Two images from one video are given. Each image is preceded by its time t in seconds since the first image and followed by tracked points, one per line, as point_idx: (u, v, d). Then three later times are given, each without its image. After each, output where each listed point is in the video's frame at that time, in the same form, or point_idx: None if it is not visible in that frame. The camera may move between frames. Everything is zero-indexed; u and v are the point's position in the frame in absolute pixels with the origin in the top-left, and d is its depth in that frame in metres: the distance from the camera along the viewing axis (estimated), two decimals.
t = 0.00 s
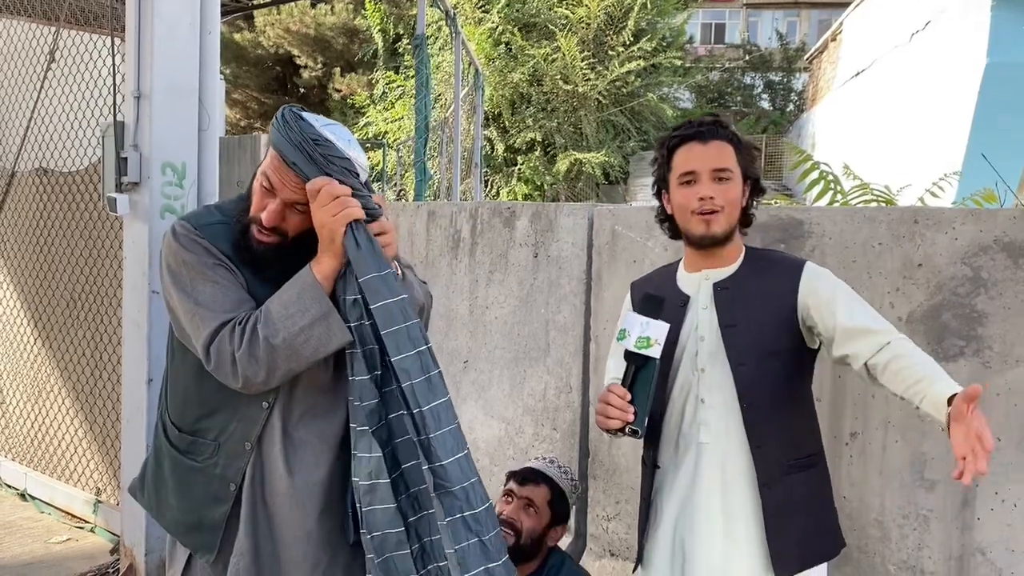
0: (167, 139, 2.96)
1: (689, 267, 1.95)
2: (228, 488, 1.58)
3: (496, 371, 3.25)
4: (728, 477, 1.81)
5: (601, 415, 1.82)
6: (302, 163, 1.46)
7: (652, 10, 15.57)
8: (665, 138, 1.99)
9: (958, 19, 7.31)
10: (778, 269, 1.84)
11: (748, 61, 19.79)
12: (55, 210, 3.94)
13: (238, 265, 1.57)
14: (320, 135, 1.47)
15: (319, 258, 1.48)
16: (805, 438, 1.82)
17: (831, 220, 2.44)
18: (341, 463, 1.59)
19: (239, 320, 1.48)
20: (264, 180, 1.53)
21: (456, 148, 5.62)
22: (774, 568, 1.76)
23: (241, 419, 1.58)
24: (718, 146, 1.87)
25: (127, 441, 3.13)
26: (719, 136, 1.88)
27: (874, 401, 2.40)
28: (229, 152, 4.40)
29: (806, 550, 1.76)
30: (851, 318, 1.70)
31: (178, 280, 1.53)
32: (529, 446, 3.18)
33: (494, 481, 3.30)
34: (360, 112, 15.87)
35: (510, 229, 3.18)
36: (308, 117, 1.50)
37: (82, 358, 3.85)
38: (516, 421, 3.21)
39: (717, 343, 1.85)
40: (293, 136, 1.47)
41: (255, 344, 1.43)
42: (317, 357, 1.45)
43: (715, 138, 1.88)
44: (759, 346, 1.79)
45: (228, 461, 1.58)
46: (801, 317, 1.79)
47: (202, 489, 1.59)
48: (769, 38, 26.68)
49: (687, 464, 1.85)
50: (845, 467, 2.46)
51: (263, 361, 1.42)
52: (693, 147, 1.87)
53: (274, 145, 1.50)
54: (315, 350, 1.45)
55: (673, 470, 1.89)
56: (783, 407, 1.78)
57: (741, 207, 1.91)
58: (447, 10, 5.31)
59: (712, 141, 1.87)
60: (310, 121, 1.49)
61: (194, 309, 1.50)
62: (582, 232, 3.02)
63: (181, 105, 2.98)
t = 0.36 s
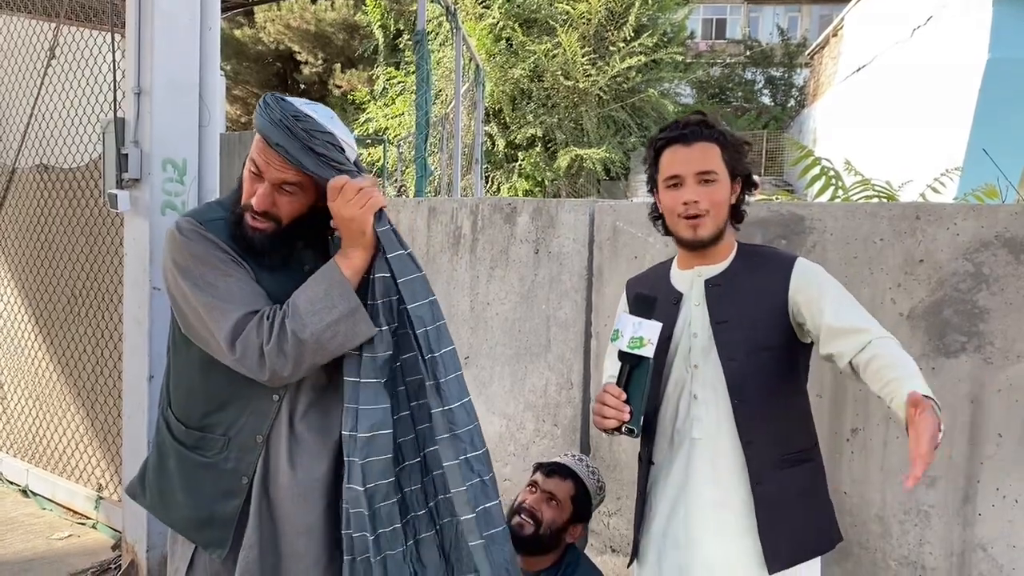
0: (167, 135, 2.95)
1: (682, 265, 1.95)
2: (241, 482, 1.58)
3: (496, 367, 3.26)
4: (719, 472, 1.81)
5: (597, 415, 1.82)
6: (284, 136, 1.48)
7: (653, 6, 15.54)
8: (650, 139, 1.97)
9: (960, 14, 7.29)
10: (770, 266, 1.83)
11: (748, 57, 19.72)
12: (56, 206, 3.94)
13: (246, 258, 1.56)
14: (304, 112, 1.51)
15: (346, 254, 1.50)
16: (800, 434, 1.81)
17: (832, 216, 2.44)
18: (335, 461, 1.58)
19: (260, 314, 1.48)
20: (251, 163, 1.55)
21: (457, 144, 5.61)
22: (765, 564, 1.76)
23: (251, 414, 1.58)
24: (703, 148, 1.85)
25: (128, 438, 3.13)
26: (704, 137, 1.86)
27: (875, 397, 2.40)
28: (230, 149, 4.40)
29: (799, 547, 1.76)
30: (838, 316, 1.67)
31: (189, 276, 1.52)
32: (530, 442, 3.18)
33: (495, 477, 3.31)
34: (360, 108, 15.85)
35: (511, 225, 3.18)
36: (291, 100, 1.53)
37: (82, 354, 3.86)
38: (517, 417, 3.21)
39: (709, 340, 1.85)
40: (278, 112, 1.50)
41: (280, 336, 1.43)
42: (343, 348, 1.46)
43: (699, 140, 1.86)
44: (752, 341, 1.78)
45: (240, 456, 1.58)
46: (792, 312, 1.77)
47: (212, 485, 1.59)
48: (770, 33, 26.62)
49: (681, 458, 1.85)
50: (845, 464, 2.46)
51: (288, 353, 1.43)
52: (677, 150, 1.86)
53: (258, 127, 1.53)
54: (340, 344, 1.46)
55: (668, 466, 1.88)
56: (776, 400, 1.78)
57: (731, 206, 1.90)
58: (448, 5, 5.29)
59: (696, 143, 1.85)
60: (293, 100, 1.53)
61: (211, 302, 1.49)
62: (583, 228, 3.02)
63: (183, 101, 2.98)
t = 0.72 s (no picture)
0: (167, 131, 2.95)
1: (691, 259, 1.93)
2: (248, 474, 1.57)
3: (497, 362, 3.28)
4: (727, 466, 1.80)
5: (601, 404, 1.82)
6: (253, 118, 1.48)
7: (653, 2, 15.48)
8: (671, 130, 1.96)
9: (961, 9, 7.25)
10: (778, 261, 1.83)
11: (750, 53, 19.62)
12: (56, 202, 3.94)
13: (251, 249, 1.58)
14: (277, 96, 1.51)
15: (376, 237, 1.55)
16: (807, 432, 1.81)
17: (834, 211, 2.44)
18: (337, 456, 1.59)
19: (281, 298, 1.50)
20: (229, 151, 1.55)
21: (457, 140, 5.57)
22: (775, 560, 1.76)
23: (258, 405, 1.57)
24: (716, 144, 1.82)
25: (130, 433, 3.13)
26: (719, 134, 1.82)
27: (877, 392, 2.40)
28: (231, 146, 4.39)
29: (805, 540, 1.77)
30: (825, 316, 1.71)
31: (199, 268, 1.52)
32: (532, 437, 3.19)
33: (497, 472, 3.32)
34: (361, 104, 15.85)
35: (512, 220, 3.18)
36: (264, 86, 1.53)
37: (82, 350, 3.86)
38: (518, 412, 3.22)
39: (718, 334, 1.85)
40: (243, 97, 1.51)
41: (310, 317, 1.46)
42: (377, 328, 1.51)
43: (713, 136, 1.83)
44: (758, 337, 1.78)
45: (247, 449, 1.57)
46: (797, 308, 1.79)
47: (218, 478, 1.58)
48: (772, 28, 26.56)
49: (687, 451, 1.85)
50: (846, 459, 2.47)
51: (319, 333, 1.46)
52: (691, 144, 1.83)
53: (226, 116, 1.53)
54: (369, 326, 1.50)
55: (672, 460, 1.89)
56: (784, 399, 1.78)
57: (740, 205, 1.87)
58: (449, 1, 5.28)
59: (710, 139, 1.82)
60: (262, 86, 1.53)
61: (229, 291, 1.50)
62: (584, 223, 3.00)
63: (184, 97, 2.98)
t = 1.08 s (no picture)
0: (168, 128, 2.94)
1: (703, 256, 1.93)
2: (243, 472, 1.57)
3: (498, 360, 3.27)
4: (730, 465, 1.81)
5: (612, 404, 1.82)
6: (260, 115, 1.50)
7: None
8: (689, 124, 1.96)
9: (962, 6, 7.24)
10: (791, 262, 1.82)
11: (750, 50, 19.57)
12: (56, 200, 3.94)
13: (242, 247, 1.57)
14: (264, 90, 1.54)
15: (372, 248, 1.55)
16: (811, 431, 1.82)
17: (835, 208, 2.44)
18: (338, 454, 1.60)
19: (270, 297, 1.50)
20: (229, 159, 1.54)
21: (458, 137, 5.56)
22: (778, 564, 1.77)
23: (251, 402, 1.57)
24: (737, 140, 1.82)
25: (131, 430, 3.14)
26: (741, 131, 1.83)
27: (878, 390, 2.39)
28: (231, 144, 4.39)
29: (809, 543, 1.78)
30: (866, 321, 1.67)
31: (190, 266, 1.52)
32: (533, 435, 3.19)
33: (498, 470, 3.32)
34: (361, 102, 15.84)
35: (513, 218, 3.18)
36: (246, 90, 1.55)
37: (83, 349, 3.86)
38: (519, 410, 3.22)
39: (727, 335, 1.84)
40: (229, 104, 1.51)
41: (299, 317, 1.46)
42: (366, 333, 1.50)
43: (734, 132, 1.83)
44: (766, 339, 1.78)
45: (242, 446, 1.57)
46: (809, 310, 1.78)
47: (216, 476, 1.58)
48: (772, 25, 26.55)
49: (691, 452, 1.85)
50: (848, 457, 2.47)
51: (308, 334, 1.46)
52: (711, 139, 1.83)
53: (218, 130, 1.53)
54: (357, 329, 1.49)
55: (675, 459, 1.89)
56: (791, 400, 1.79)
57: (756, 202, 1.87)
58: None
59: (731, 135, 1.82)
60: (236, 90, 1.54)
61: (219, 288, 1.49)
62: (585, 221, 3.00)
63: (185, 94, 2.97)
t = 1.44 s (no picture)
0: (169, 126, 2.95)
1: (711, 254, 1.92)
2: (228, 471, 1.57)
3: (499, 358, 3.29)
4: (732, 468, 1.80)
5: (612, 403, 1.82)
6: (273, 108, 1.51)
7: None
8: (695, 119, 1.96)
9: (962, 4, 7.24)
10: (803, 261, 1.80)
11: (750, 49, 19.55)
12: (57, 198, 3.94)
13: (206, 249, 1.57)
14: (265, 82, 1.55)
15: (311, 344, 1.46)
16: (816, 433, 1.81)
17: (836, 205, 2.43)
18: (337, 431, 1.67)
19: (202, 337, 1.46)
20: (239, 156, 1.55)
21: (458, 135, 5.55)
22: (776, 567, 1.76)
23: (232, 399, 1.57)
24: (740, 135, 1.82)
25: (132, 428, 3.14)
26: (742, 125, 1.82)
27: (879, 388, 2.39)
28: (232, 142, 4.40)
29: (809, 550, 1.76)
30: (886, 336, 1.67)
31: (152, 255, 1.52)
32: (534, 432, 3.18)
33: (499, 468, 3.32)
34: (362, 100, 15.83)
35: (513, 216, 3.19)
36: (244, 84, 1.54)
37: (84, 347, 3.86)
38: (520, 408, 3.23)
39: (732, 336, 1.83)
40: (234, 101, 1.50)
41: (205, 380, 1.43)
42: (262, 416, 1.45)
43: (738, 127, 1.83)
44: (772, 341, 1.77)
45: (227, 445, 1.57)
46: (819, 316, 1.76)
47: (202, 475, 1.57)
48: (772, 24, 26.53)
49: (695, 453, 1.85)
50: (849, 455, 2.47)
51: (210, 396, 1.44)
52: (714, 135, 1.84)
53: (222, 131, 1.52)
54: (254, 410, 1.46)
55: (681, 458, 1.89)
56: (801, 401, 1.77)
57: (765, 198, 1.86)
58: None
59: (732, 131, 1.82)
60: (229, 86, 1.53)
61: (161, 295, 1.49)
62: (586, 219, 3.00)
63: (185, 92, 2.97)
